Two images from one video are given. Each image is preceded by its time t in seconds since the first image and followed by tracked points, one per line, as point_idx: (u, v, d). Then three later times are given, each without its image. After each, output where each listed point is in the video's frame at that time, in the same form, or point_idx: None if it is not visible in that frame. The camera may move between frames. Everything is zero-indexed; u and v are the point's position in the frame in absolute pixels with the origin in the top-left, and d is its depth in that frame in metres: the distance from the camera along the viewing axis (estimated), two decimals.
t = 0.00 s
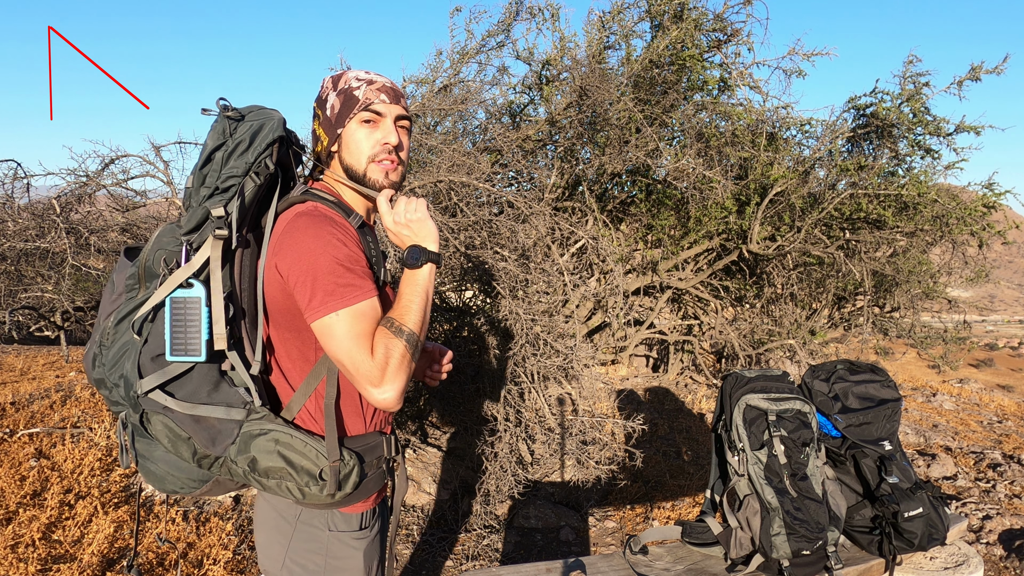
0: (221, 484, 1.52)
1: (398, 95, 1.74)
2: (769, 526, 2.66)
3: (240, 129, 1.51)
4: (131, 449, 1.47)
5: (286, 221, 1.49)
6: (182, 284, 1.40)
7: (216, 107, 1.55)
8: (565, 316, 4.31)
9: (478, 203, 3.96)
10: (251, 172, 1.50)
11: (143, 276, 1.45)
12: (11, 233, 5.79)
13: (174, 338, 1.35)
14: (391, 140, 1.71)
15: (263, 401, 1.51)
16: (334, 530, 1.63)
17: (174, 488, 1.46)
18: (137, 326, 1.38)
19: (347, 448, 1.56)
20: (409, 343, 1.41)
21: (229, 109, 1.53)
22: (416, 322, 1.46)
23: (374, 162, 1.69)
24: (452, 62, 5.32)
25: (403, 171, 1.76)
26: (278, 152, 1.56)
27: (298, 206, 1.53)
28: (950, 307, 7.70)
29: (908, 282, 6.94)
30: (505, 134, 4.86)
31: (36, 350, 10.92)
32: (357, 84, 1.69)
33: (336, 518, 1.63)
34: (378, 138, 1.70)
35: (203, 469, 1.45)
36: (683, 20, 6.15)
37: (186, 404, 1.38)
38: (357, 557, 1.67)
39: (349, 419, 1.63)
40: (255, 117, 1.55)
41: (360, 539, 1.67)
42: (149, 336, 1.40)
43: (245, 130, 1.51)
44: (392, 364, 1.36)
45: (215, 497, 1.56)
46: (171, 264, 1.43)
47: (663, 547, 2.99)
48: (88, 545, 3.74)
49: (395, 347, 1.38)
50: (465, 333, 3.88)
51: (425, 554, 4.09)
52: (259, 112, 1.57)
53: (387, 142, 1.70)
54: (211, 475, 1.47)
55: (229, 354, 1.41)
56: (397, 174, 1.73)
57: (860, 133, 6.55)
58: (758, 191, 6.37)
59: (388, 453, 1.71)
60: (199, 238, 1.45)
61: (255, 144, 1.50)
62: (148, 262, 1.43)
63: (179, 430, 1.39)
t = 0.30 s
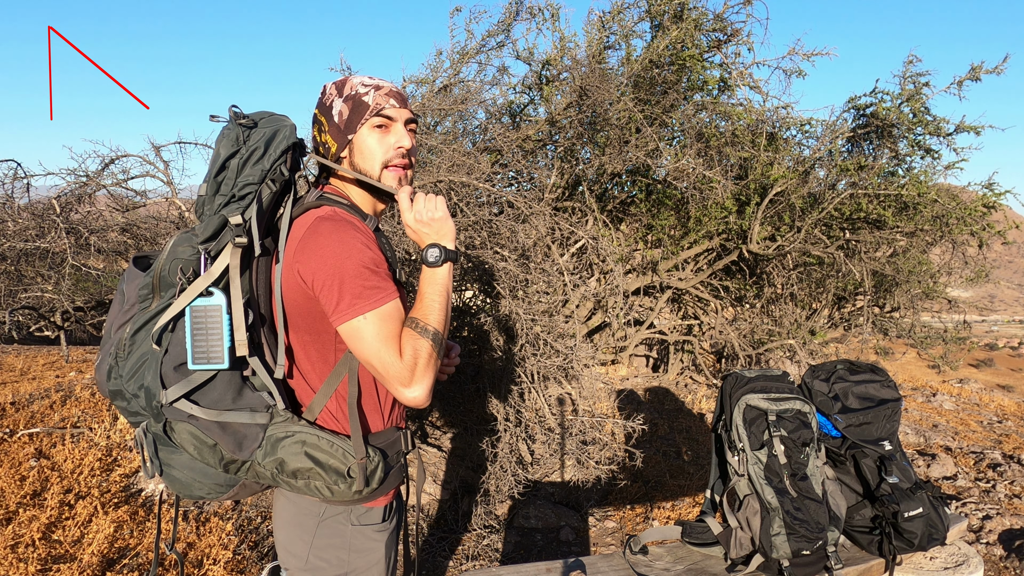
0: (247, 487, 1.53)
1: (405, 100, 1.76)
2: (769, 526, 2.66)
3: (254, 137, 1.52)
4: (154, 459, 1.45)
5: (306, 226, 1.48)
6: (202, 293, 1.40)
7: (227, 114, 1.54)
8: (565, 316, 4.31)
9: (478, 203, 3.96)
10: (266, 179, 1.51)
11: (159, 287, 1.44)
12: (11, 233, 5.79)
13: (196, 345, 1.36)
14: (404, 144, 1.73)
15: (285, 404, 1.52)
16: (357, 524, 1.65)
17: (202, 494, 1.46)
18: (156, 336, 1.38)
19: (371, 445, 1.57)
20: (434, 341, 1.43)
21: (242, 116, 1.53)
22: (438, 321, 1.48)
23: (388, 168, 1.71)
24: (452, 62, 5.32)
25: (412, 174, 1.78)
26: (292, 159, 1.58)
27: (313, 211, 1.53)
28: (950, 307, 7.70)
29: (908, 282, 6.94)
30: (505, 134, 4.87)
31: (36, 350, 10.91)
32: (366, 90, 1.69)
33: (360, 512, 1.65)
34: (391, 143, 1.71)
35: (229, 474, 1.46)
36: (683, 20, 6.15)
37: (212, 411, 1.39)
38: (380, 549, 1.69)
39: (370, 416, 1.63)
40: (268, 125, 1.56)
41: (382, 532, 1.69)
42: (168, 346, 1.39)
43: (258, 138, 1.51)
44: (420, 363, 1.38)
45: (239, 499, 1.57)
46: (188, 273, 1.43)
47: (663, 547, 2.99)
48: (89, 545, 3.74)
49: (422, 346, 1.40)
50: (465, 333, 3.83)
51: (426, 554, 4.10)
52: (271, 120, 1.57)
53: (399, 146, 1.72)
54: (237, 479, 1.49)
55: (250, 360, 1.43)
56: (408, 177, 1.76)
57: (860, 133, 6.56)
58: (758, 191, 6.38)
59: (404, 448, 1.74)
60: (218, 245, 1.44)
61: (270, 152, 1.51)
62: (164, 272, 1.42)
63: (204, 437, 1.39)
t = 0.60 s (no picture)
0: (247, 484, 1.52)
1: (409, 100, 1.74)
2: (769, 526, 2.66)
3: (266, 137, 1.51)
4: (155, 454, 1.45)
5: (312, 224, 1.48)
6: (208, 289, 1.40)
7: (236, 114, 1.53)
8: (565, 316, 4.31)
9: (478, 203, 3.96)
10: (274, 178, 1.51)
11: (165, 283, 1.44)
12: (11, 233, 5.79)
13: (200, 341, 1.35)
14: (408, 146, 1.73)
15: (288, 402, 1.52)
16: (357, 522, 1.65)
17: (203, 489, 1.46)
18: (162, 331, 1.38)
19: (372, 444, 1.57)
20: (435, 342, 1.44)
21: (251, 116, 1.52)
22: (444, 321, 1.49)
23: (392, 168, 1.71)
24: (452, 62, 5.32)
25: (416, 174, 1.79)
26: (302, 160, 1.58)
27: (319, 211, 1.53)
28: (950, 307, 7.70)
29: (908, 282, 6.94)
30: (505, 134, 4.86)
31: (36, 350, 10.90)
32: (369, 91, 1.68)
33: (360, 511, 1.65)
34: (394, 144, 1.71)
35: (230, 471, 1.46)
36: (683, 20, 6.14)
37: (214, 408, 1.39)
38: (379, 549, 1.69)
39: (371, 416, 1.63)
40: (278, 126, 1.55)
41: (381, 532, 1.69)
42: (173, 342, 1.40)
43: (270, 138, 1.51)
44: (423, 366, 1.40)
45: (240, 496, 1.56)
46: (194, 269, 1.42)
47: (663, 547, 2.99)
48: (88, 545, 3.74)
49: (424, 345, 1.42)
50: (465, 333, 3.82)
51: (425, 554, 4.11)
52: (281, 120, 1.57)
53: (404, 147, 1.72)
54: (238, 475, 1.48)
55: (253, 357, 1.43)
56: (413, 177, 1.76)
57: (860, 133, 6.55)
58: (758, 191, 6.38)
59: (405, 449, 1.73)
60: (223, 243, 1.44)
61: (282, 152, 1.51)
62: (170, 268, 1.42)
63: (207, 433, 1.39)
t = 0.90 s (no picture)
0: (243, 483, 1.52)
1: (407, 105, 1.74)
2: (769, 526, 2.66)
3: (257, 135, 1.51)
4: (152, 454, 1.44)
5: (306, 221, 1.48)
6: (201, 288, 1.40)
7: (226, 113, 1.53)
8: (565, 316, 4.31)
9: (478, 203, 3.96)
10: (266, 176, 1.51)
11: (160, 282, 1.45)
12: (11, 233, 5.79)
13: (192, 341, 1.35)
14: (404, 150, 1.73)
15: (282, 400, 1.52)
16: (353, 522, 1.65)
17: (198, 489, 1.45)
18: (156, 331, 1.38)
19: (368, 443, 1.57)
20: (438, 312, 1.40)
21: (241, 115, 1.51)
22: (444, 290, 1.44)
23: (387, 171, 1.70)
24: (452, 62, 5.32)
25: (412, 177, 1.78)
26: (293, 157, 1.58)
27: (313, 208, 1.53)
28: (950, 307, 7.70)
29: (908, 282, 6.94)
30: (505, 134, 4.86)
31: (36, 349, 10.89)
32: (367, 94, 1.68)
33: (356, 510, 1.65)
34: (391, 149, 1.71)
35: (225, 469, 1.45)
36: (683, 20, 6.15)
37: (209, 406, 1.39)
38: (375, 549, 1.69)
39: (367, 415, 1.63)
40: (268, 124, 1.55)
41: (377, 532, 1.69)
42: (168, 341, 1.40)
43: (260, 135, 1.51)
44: (429, 340, 1.36)
45: (237, 495, 1.56)
46: (188, 268, 1.42)
47: (663, 547, 2.99)
48: (88, 545, 3.74)
49: (426, 320, 1.37)
50: (465, 333, 3.82)
51: (425, 554, 4.11)
52: (272, 119, 1.57)
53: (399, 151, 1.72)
54: (233, 474, 1.48)
55: (246, 355, 1.43)
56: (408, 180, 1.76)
57: (860, 133, 6.56)
58: (758, 191, 6.38)
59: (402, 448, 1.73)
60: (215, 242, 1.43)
61: (273, 149, 1.51)
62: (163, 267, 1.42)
63: (201, 432, 1.38)
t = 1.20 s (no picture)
0: (241, 484, 1.51)
1: (406, 109, 1.75)
2: (769, 526, 2.66)
3: (246, 136, 1.50)
4: (149, 457, 1.45)
5: (298, 223, 1.48)
6: (193, 290, 1.40)
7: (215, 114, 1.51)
8: (565, 316, 4.31)
9: (478, 203, 3.96)
10: (256, 177, 1.50)
11: (153, 285, 1.45)
12: (11, 233, 5.79)
13: (185, 343, 1.35)
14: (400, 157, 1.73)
15: (277, 402, 1.52)
16: (350, 523, 1.65)
17: (194, 491, 1.45)
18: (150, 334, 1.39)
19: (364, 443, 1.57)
20: (414, 327, 1.37)
21: (230, 115, 1.50)
22: (423, 303, 1.41)
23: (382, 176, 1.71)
24: (452, 62, 5.32)
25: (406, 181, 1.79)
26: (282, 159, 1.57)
27: (303, 209, 1.54)
28: (950, 307, 7.70)
29: (908, 282, 6.94)
30: (505, 134, 4.86)
31: (36, 350, 10.89)
32: (368, 97, 1.68)
33: (353, 511, 1.65)
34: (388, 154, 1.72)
35: (222, 471, 1.45)
36: (683, 20, 6.15)
37: (203, 407, 1.39)
38: (373, 549, 1.69)
39: (363, 416, 1.64)
40: (257, 125, 1.54)
41: (375, 532, 1.69)
42: (161, 344, 1.40)
43: (249, 137, 1.50)
44: (401, 356, 1.34)
45: (235, 497, 1.56)
46: (179, 271, 1.42)
47: (663, 547, 2.99)
48: (88, 545, 3.74)
49: (400, 335, 1.35)
50: (465, 333, 3.82)
51: (425, 554, 4.12)
52: (261, 119, 1.56)
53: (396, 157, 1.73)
54: (230, 476, 1.47)
55: (240, 356, 1.43)
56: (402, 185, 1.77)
57: (860, 133, 6.56)
58: (758, 191, 6.38)
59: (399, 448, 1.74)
60: (207, 245, 1.44)
61: (262, 151, 1.50)
62: (156, 270, 1.42)
63: (196, 434, 1.39)
